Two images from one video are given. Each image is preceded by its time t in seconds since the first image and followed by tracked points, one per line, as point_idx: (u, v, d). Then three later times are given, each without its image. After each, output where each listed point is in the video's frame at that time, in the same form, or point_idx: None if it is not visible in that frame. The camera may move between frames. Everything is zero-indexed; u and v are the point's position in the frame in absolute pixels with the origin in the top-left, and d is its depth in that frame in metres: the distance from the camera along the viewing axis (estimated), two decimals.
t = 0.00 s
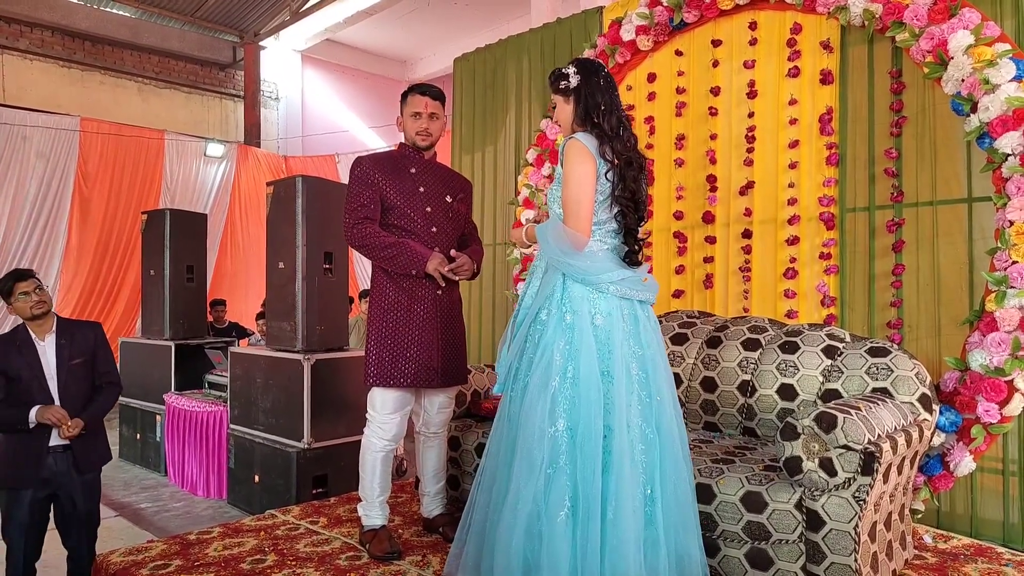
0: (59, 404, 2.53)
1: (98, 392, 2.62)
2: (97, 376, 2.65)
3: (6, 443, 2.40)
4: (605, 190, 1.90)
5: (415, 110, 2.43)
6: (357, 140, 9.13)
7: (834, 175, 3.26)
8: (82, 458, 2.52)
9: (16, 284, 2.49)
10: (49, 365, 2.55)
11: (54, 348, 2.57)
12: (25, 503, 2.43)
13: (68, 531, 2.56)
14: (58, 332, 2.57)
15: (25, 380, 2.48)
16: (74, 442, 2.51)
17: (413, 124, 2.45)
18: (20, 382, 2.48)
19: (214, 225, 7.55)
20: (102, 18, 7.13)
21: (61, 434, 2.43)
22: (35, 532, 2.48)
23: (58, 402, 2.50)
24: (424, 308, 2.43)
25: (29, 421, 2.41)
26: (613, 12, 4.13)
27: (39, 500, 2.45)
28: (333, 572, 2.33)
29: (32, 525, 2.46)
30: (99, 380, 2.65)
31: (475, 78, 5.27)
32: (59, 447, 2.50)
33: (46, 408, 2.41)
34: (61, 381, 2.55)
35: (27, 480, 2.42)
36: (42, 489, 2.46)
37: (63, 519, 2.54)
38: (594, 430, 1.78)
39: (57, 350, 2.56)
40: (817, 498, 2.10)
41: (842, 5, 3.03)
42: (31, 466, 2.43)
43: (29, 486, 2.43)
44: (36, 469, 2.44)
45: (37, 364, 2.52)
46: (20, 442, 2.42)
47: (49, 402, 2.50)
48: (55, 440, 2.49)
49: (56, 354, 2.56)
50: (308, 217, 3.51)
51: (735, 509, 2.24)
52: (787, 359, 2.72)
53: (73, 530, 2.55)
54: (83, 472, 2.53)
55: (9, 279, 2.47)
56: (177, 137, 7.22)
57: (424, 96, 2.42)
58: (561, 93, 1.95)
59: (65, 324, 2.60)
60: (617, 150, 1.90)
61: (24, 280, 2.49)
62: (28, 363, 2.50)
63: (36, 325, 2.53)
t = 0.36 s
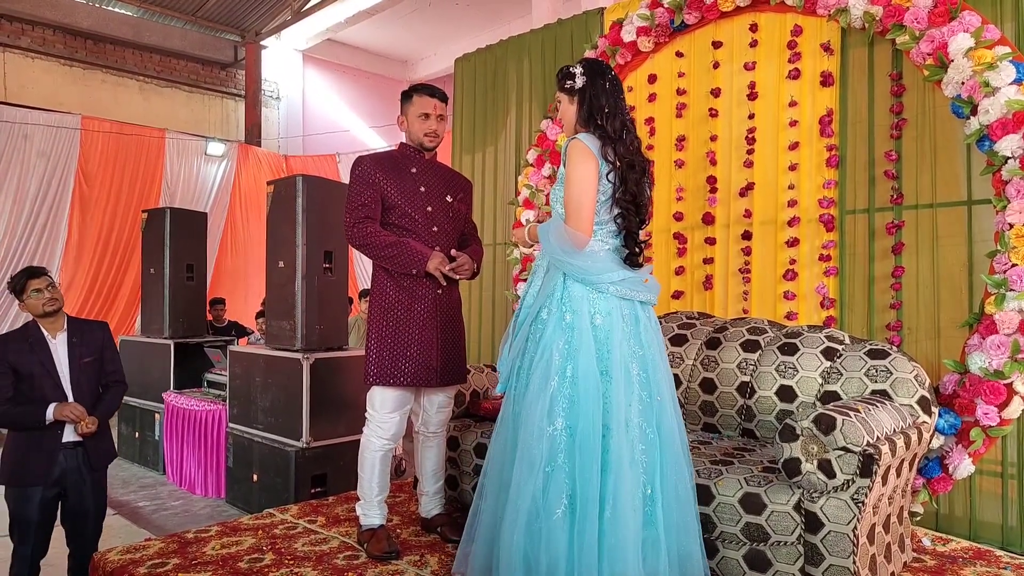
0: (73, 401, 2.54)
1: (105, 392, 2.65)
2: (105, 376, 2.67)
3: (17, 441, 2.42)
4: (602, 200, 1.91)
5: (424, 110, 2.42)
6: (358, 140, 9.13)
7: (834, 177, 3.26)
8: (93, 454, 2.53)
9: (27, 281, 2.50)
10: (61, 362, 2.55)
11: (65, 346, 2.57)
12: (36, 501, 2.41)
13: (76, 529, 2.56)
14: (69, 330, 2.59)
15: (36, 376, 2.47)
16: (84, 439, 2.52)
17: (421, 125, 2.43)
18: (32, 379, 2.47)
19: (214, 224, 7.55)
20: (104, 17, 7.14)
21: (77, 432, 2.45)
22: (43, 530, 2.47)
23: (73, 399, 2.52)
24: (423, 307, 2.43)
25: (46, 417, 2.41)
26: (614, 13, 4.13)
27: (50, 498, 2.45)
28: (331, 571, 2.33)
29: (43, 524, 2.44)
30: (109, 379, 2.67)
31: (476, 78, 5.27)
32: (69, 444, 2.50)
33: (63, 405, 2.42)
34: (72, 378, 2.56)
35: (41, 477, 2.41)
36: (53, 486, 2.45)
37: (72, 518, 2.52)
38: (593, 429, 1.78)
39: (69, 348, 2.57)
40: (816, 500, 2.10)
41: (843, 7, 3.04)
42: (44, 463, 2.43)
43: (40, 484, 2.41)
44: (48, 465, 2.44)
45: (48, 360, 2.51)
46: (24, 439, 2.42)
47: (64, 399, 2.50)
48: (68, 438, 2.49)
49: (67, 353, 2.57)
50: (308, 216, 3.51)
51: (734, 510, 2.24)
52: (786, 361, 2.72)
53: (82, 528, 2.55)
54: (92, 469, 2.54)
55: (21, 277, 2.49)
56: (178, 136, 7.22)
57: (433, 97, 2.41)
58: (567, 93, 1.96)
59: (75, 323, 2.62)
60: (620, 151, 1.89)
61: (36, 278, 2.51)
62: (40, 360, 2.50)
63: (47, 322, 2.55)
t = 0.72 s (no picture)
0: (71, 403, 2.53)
1: (102, 393, 2.64)
2: (102, 378, 2.66)
3: (18, 442, 2.42)
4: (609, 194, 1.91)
5: (430, 115, 2.41)
6: (357, 141, 9.15)
7: (833, 179, 3.26)
8: (94, 455, 2.54)
9: (23, 284, 2.50)
10: (60, 364, 2.54)
11: (63, 348, 2.57)
12: (37, 504, 2.40)
13: (77, 532, 2.55)
14: (66, 332, 2.59)
15: (35, 378, 2.46)
16: (86, 440, 2.52)
17: (426, 129, 2.43)
18: (33, 381, 2.46)
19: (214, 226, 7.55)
20: (103, 19, 7.15)
21: (80, 433, 2.44)
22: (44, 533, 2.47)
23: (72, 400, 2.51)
24: (423, 309, 2.42)
25: (50, 418, 2.40)
26: (613, 16, 4.14)
27: (49, 500, 2.43)
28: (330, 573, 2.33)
29: (44, 526, 2.44)
30: (105, 381, 2.66)
31: (475, 80, 5.27)
32: (70, 446, 2.49)
33: (65, 406, 2.42)
34: (73, 380, 2.55)
35: (43, 478, 2.41)
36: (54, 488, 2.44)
37: (72, 521, 2.52)
38: (600, 431, 1.78)
39: (67, 349, 2.57)
40: (815, 503, 2.09)
41: (842, 9, 3.05)
42: (45, 464, 2.42)
43: (42, 487, 2.41)
44: (50, 467, 2.43)
45: (48, 362, 2.51)
46: (24, 440, 2.42)
47: (64, 400, 2.49)
48: (70, 439, 2.49)
49: (65, 355, 2.56)
50: (307, 218, 3.51)
51: (733, 513, 2.24)
52: (786, 363, 2.72)
53: (82, 531, 2.54)
54: (95, 470, 2.54)
55: (17, 279, 2.48)
56: (178, 138, 7.22)
57: (438, 102, 2.42)
58: (566, 94, 1.96)
59: (72, 325, 2.61)
60: (623, 154, 1.90)
61: (33, 280, 2.51)
62: (38, 361, 2.49)
63: (45, 324, 2.54)
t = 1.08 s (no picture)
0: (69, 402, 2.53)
1: (98, 392, 2.64)
2: (97, 376, 2.66)
3: (13, 443, 2.41)
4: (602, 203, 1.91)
5: (414, 113, 2.42)
6: (357, 143, 9.16)
7: (834, 182, 3.25)
8: (90, 455, 2.55)
9: (15, 284, 2.48)
10: (57, 364, 2.54)
11: (58, 348, 2.57)
12: (34, 503, 2.40)
13: (76, 532, 2.54)
14: (62, 332, 2.58)
15: (33, 378, 2.46)
16: (82, 440, 2.53)
17: (411, 128, 2.44)
18: (30, 381, 2.46)
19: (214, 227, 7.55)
20: (104, 21, 7.16)
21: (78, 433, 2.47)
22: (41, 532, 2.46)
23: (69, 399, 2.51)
24: (423, 312, 2.42)
25: (48, 417, 2.40)
26: (614, 18, 4.14)
27: (46, 500, 2.43)
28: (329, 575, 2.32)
29: (40, 525, 2.44)
30: (101, 381, 2.66)
31: (474, 82, 5.27)
32: (67, 445, 2.49)
33: (64, 405, 2.42)
34: (69, 379, 2.55)
35: (41, 477, 2.41)
36: (51, 487, 2.44)
37: (69, 522, 2.51)
38: (596, 434, 1.77)
39: (62, 349, 2.57)
40: (816, 506, 2.08)
41: (843, 12, 3.04)
42: (44, 463, 2.42)
43: (38, 486, 2.40)
44: (49, 466, 2.43)
45: (44, 362, 2.50)
46: (21, 440, 2.41)
47: (62, 400, 2.49)
48: (68, 438, 2.49)
49: (61, 354, 2.56)
50: (307, 219, 3.51)
51: (733, 516, 2.23)
52: (786, 366, 2.71)
53: (78, 530, 2.54)
54: (90, 470, 2.55)
55: (8, 279, 2.46)
56: (178, 139, 7.21)
57: (421, 100, 2.40)
58: (568, 97, 1.94)
59: (67, 325, 2.61)
60: (620, 157, 1.90)
61: (25, 280, 2.50)
62: (35, 360, 2.49)
63: (40, 324, 2.54)
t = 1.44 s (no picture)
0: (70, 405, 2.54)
1: (100, 394, 2.65)
2: (100, 378, 2.66)
3: (13, 445, 2.41)
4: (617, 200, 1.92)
5: (414, 118, 2.42)
6: (360, 146, 9.19)
7: (839, 184, 3.23)
8: (92, 456, 2.54)
9: (17, 287, 2.49)
10: (58, 366, 2.55)
11: (60, 350, 2.58)
12: (36, 504, 2.40)
13: (77, 533, 2.54)
14: (64, 334, 2.59)
15: (35, 380, 2.47)
16: (84, 442, 2.53)
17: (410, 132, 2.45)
18: (32, 384, 2.47)
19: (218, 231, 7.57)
20: (112, 25, 7.22)
21: (79, 435, 2.45)
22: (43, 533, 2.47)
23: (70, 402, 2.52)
24: (425, 315, 2.41)
25: (48, 423, 2.41)
26: (615, 21, 4.12)
27: (48, 501, 2.44)
28: None
29: (42, 527, 2.44)
30: (103, 382, 2.66)
31: (478, 85, 5.27)
32: (68, 447, 2.49)
33: (64, 410, 2.43)
34: (71, 382, 2.56)
35: (44, 479, 2.42)
36: (53, 489, 2.44)
37: (70, 524, 2.51)
38: (601, 439, 1.76)
39: (64, 351, 2.58)
40: (821, 511, 2.07)
41: (847, 14, 3.04)
42: (47, 464, 2.43)
43: (39, 487, 2.41)
44: (51, 468, 2.44)
45: (46, 364, 2.51)
46: (22, 444, 2.41)
47: (63, 404, 2.50)
48: (69, 441, 2.50)
49: (63, 356, 2.57)
50: (312, 222, 3.51)
51: (737, 521, 2.21)
52: (790, 369, 2.69)
53: (78, 532, 2.53)
54: (92, 471, 2.55)
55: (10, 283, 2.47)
56: (184, 142, 7.24)
57: (421, 104, 2.40)
58: (586, 96, 1.93)
59: (69, 326, 2.61)
60: (635, 164, 1.95)
61: (26, 283, 2.49)
62: (37, 363, 2.50)
63: (41, 327, 2.55)
